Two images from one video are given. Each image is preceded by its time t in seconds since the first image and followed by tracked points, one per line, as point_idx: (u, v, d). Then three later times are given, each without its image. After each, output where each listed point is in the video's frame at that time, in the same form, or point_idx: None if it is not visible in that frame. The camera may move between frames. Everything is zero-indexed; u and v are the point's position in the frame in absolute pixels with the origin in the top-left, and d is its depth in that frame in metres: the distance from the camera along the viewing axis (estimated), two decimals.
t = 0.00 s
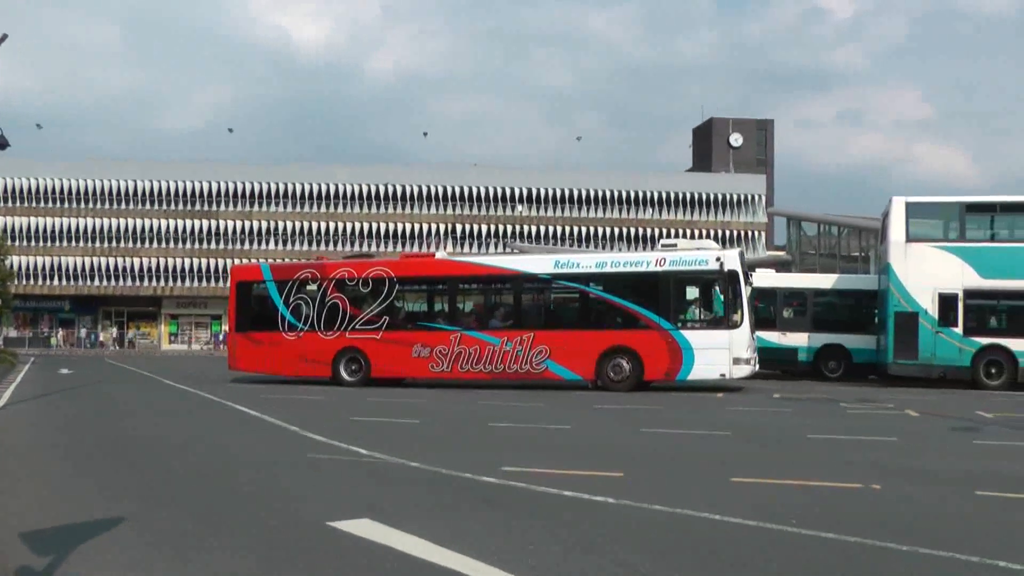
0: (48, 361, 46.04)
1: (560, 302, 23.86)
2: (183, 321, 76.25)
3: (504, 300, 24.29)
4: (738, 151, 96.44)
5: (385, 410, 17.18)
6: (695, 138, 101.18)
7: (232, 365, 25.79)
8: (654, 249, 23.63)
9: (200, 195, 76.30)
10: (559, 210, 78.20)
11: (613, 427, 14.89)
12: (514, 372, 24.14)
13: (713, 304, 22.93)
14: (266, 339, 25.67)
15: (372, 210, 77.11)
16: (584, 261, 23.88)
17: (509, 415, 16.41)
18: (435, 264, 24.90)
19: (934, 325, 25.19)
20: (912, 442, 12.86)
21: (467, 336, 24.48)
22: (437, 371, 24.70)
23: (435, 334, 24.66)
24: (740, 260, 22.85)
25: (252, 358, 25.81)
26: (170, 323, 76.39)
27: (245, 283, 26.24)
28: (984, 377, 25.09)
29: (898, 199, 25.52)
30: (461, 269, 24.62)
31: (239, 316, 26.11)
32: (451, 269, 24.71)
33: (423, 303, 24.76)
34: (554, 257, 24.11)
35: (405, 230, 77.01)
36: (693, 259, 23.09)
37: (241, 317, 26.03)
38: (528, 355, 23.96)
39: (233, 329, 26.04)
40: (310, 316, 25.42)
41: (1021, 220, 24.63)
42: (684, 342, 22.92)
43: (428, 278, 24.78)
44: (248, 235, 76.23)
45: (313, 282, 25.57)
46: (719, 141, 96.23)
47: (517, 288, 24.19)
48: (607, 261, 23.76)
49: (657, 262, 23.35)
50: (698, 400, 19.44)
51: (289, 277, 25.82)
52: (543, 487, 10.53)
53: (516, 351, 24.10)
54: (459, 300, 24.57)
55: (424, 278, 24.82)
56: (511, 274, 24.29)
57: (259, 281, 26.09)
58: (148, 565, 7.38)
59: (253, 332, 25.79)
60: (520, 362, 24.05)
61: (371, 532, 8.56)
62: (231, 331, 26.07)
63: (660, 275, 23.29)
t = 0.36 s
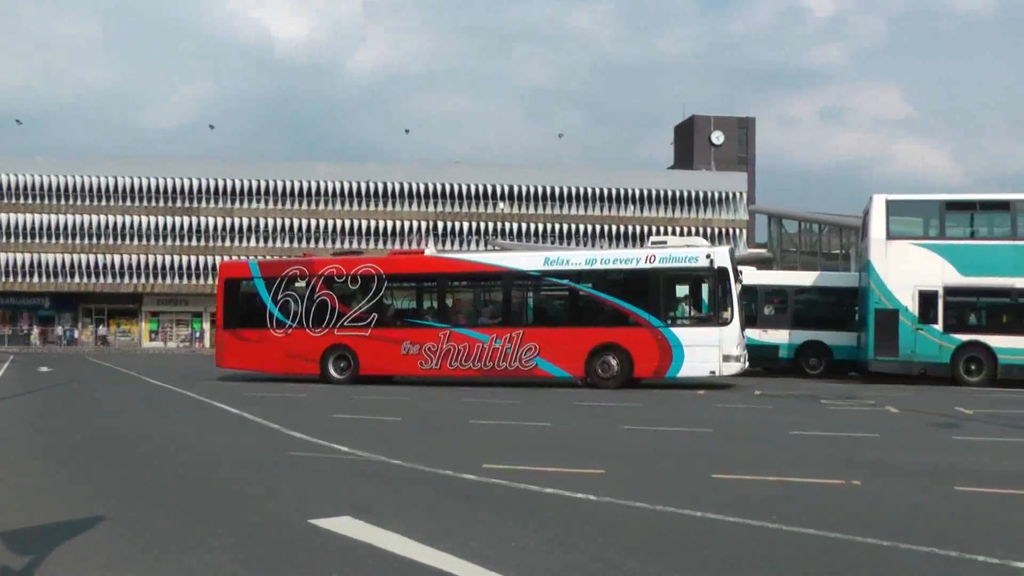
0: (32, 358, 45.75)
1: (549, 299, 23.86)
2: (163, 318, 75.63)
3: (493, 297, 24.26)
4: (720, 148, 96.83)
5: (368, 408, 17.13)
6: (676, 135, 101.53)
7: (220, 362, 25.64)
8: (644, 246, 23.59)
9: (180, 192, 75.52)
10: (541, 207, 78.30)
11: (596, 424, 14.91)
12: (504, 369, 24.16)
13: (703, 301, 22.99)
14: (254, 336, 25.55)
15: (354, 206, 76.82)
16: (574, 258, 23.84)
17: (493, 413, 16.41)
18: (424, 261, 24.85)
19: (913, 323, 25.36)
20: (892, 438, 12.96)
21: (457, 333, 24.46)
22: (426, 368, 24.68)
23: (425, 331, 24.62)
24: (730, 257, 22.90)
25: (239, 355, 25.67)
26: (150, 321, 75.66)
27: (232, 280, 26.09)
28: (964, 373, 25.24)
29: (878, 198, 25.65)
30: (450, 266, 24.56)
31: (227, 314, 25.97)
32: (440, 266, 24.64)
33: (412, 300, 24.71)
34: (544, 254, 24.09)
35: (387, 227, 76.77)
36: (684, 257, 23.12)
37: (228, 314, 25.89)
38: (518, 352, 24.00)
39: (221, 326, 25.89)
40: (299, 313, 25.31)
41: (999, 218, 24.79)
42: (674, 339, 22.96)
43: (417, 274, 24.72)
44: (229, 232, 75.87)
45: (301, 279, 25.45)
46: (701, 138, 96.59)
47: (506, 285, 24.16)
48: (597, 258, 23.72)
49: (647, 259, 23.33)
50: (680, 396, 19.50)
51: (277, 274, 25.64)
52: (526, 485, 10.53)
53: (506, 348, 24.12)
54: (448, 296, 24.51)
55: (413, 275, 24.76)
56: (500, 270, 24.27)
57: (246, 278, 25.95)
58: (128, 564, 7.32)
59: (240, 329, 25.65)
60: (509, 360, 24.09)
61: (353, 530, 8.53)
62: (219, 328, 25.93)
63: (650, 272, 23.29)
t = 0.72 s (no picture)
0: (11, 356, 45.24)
1: (537, 297, 23.83)
2: (139, 317, 75.28)
3: (481, 295, 24.24)
4: (697, 147, 97.37)
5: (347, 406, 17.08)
6: (653, 133, 101.97)
7: (206, 361, 25.51)
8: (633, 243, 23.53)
9: (157, 189, 74.92)
10: (519, 205, 78.36)
11: (577, 421, 14.92)
12: (491, 367, 24.10)
13: (692, 299, 22.90)
14: (240, 334, 25.42)
15: (332, 204, 76.30)
16: (562, 255, 23.79)
17: (472, 411, 16.41)
18: (412, 259, 24.80)
19: (889, 320, 25.60)
20: (868, 435, 13.06)
21: (444, 331, 24.40)
22: (414, 366, 24.59)
23: (412, 329, 24.56)
24: (719, 254, 22.79)
25: (226, 354, 25.53)
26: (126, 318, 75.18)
27: (219, 278, 25.97)
28: (938, 370, 25.51)
29: (853, 195, 25.77)
30: (438, 264, 24.51)
31: (213, 312, 25.84)
32: (428, 264, 24.59)
33: (400, 298, 24.64)
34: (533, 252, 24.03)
35: (364, 225, 76.36)
36: (672, 254, 23.07)
37: (215, 312, 25.77)
38: (506, 350, 23.94)
39: (207, 324, 25.77)
40: (286, 311, 25.22)
41: (973, 216, 25.01)
42: (663, 337, 22.87)
43: (404, 272, 24.68)
44: (206, 229, 75.41)
45: (289, 276, 25.40)
46: (677, 136, 97.02)
47: (494, 283, 24.13)
48: (586, 256, 23.63)
49: (636, 257, 23.25)
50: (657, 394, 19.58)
51: (264, 271, 25.59)
52: (504, 483, 10.52)
53: (494, 346, 24.06)
54: (436, 294, 24.45)
55: (401, 273, 24.69)
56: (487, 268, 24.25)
57: (233, 276, 25.85)
58: (107, 565, 7.24)
59: (227, 327, 25.53)
60: (498, 358, 24.02)
61: (331, 529, 8.47)
62: (206, 326, 25.80)
63: (639, 269, 23.20)
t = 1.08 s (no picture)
0: None
1: (524, 295, 23.80)
2: (112, 314, 74.33)
3: (468, 293, 24.21)
4: (670, 146, 97.86)
5: (323, 405, 17.01)
6: (627, 132, 102.40)
7: (192, 359, 25.39)
8: (622, 241, 23.56)
9: (129, 185, 74.48)
10: (493, 203, 78.30)
11: (553, 419, 14.94)
12: (479, 366, 24.03)
13: (682, 297, 22.92)
14: (227, 332, 25.29)
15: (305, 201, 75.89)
16: (550, 253, 23.80)
17: (448, 409, 16.39)
18: (400, 257, 24.71)
19: (861, 320, 25.86)
20: (841, 433, 13.17)
21: (431, 330, 24.30)
22: (400, 365, 24.46)
23: (399, 327, 24.45)
24: (709, 252, 22.79)
25: (212, 352, 25.40)
26: (98, 316, 74.25)
27: (206, 275, 25.88)
28: (910, 368, 25.73)
29: (826, 195, 26.07)
30: (425, 261, 24.45)
31: (200, 310, 25.72)
32: (415, 261, 24.52)
33: (388, 296, 24.55)
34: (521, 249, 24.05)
35: (337, 222, 75.90)
36: (661, 252, 23.08)
37: (201, 310, 25.66)
38: (493, 348, 23.88)
39: (194, 322, 25.65)
40: (272, 309, 25.12)
41: (945, 216, 25.21)
42: (651, 336, 22.87)
43: (392, 270, 24.60)
44: (178, 227, 74.79)
45: (276, 274, 25.27)
46: (651, 135, 97.38)
47: (482, 281, 24.12)
48: (573, 254, 23.66)
49: (625, 254, 23.28)
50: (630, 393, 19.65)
51: (251, 268, 25.51)
52: (478, 481, 10.52)
53: (481, 344, 23.99)
54: (423, 292, 24.39)
55: (389, 270, 24.62)
56: (475, 266, 24.22)
57: (220, 273, 25.74)
58: (78, 564, 7.15)
59: (213, 325, 25.41)
60: (485, 356, 23.96)
61: (304, 528, 8.43)
62: (192, 323, 25.67)
63: (627, 267, 23.23)
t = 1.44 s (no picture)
0: None
1: (521, 294, 23.66)
2: (90, 313, 73.23)
3: (464, 291, 24.10)
4: (651, 145, 98.28)
5: (305, 403, 16.94)
6: (607, 130, 102.68)
7: (189, 358, 25.45)
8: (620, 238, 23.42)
9: (108, 183, 73.90)
10: (473, 201, 78.16)
11: (535, 418, 14.92)
12: (475, 365, 23.88)
13: (680, 295, 22.72)
14: (224, 331, 25.33)
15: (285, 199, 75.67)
16: (547, 251, 23.66)
17: (430, 408, 16.35)
18: (397, 255, 24.66)
19: (841, 317, 26.04)
20: (821, 431, 13.24)
21: (427, 328, 24.18)
22: (396, 364, 24.34)
23: (396, 325, 24.35)
24: (707, 250, 22.67)
25: (209, 351, 25.44)
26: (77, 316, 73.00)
27: (203, 274, 25.93)
28: (890, 366, 25.89)
29: (807, 194, 26.21)
30: (421, 260, 24.39)
31: (197, 308, 25.74)
32: (411, 260, 24.47)
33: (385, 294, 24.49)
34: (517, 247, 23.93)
35: (317, 221, 75.55)
36: (660, 249, 22.92)
37: (198, 309, 25.70)
38: (490, 347, 23.72)
39: (191, 320, 25.69)
40: (268, 307, 25.10)
41: (924, 215, 25.48)
42: (650, 334, 22.63)
43: (390, 267, 24.57)
44: (157, 225, 74.27)
45: (272, 272, 25.25)
46: (631, 133, 97.62)
47: (478, 279, 24.00)
48: (571, 251, 23.50)
49: (623, 252, 23.09)
50: (611, 391, 19.67)
51: (247, 267, 25.50)
52: (458, 479, 10.49)
53: (478, 343, 23.85)
54: (419, 290, 24.29)
55: (385, 269, 24.58)
56: (471, 264, 24.11)
57: (216, 271, 25.78)
58: (73, 567, 7.02)
59: (211, 324, 25.46)
60: (481, 355, 23.80)
61: (284, 528, 8.36)
62: (189, 322, 25.73)
63: (625, 264, 23.03)
